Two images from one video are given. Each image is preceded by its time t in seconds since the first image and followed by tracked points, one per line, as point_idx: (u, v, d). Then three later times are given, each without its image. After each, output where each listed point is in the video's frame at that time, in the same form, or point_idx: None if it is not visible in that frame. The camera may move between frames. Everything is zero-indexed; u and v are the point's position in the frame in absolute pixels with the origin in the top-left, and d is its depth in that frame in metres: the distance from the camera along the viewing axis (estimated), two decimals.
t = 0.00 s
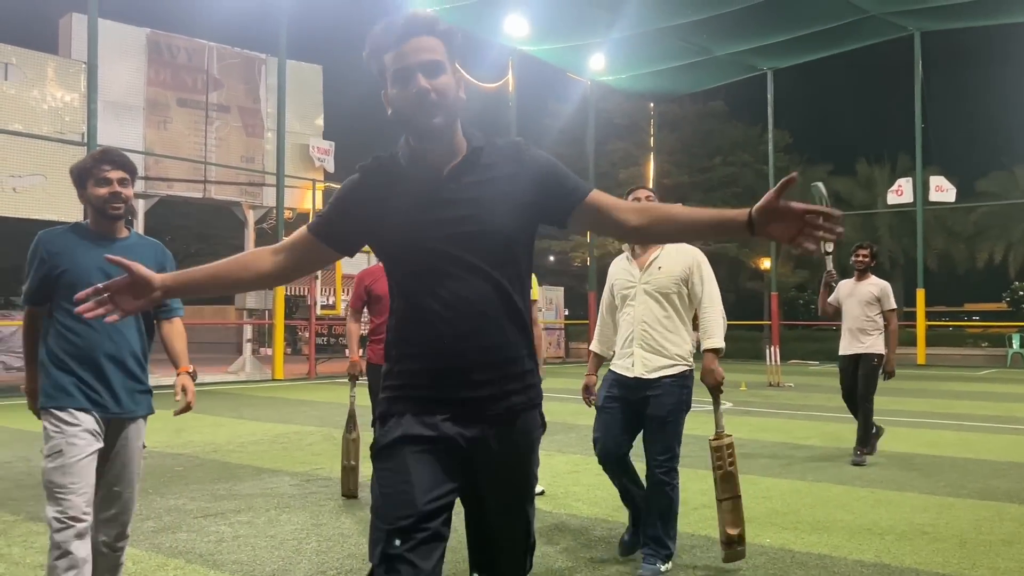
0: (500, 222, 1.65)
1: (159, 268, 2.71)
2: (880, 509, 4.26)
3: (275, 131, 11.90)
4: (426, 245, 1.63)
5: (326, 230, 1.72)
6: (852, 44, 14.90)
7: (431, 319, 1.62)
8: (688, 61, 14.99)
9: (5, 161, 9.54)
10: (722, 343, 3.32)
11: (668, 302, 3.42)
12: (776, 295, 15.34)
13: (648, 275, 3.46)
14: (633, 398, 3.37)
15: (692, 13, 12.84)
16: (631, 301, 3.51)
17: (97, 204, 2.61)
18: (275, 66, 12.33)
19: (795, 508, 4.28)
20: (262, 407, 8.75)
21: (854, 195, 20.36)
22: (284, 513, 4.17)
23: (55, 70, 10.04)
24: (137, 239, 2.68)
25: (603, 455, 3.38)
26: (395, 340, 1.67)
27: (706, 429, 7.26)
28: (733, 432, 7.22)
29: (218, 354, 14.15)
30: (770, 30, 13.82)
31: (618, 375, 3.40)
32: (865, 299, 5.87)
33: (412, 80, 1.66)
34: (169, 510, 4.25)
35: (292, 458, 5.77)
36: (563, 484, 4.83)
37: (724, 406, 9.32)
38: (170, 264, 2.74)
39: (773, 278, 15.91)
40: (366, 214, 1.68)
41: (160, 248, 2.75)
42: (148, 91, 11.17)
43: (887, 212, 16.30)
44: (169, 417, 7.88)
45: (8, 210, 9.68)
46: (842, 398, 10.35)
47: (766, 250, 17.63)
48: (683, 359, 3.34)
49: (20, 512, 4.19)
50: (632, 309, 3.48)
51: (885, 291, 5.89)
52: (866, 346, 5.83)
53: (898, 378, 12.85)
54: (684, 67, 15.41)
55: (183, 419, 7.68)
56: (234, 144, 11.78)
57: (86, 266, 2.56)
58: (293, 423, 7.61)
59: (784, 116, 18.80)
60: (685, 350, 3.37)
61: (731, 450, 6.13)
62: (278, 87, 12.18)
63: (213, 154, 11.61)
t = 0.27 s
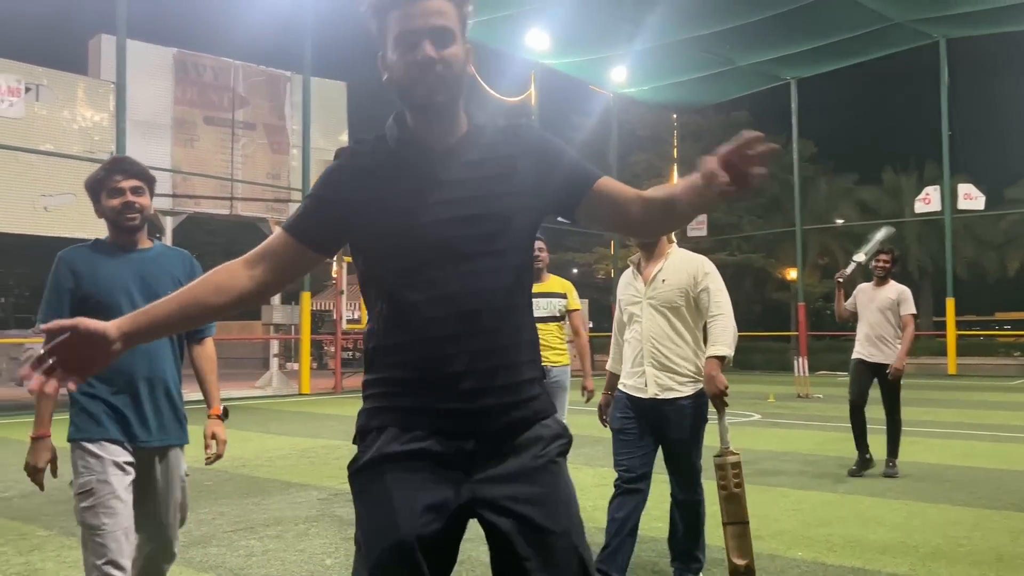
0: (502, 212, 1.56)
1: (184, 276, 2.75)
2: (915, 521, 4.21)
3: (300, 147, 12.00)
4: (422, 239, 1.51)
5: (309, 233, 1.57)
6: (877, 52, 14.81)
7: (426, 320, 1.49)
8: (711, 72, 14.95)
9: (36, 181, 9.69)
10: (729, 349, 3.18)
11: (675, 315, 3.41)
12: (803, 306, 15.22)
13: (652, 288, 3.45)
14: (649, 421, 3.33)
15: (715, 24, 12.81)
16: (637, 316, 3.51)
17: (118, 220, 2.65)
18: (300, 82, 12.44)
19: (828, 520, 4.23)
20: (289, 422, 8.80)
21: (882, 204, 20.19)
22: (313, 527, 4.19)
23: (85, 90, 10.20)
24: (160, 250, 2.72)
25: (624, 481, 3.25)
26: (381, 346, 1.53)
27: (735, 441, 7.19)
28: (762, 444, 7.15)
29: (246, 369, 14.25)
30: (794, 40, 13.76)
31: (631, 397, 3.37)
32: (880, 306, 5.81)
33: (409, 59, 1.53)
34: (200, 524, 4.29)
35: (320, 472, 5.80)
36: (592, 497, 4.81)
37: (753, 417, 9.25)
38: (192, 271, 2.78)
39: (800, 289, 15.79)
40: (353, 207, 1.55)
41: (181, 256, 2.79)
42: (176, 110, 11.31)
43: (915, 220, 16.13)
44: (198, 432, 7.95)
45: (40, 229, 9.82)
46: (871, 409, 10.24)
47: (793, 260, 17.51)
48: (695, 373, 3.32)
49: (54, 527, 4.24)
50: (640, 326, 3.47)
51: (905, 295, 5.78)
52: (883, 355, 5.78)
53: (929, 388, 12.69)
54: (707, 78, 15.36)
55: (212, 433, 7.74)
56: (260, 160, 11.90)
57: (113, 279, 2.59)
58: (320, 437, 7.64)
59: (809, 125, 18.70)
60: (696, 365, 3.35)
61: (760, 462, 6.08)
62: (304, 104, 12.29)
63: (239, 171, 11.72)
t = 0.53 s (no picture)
0: (536, 238, 1.31)
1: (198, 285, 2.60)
2: (940, 539, 4.14)
3: (317, 169, 12.08)
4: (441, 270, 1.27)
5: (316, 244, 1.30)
6: (891, 66, 14.81)
7: (438, 360, 1.26)
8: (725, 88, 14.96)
9: (56, 207, 9.80)
10: (731, 375, 3.30)
11: (669, 331, 3.41)
12: (822, 322, 15.12)
13: (644, 304, 3.44)
14: (639, 441, 3.29)
15: (729, 41, 12.82)
16: (627, 333, 3.47)
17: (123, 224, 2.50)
18: (316, 105, 12.54)
19: (851, 539, 4.18)
20: (308, 443, 8.81)
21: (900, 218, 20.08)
22: (331, 551, 4.17)
23: (104, 116, 10.31)
24: (171, 256, 2.57)
25: (621, 517, 3.14)
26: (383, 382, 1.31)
27: (755, 460, 7.13)
28: (783, 462, 7.08)
29: (265, 391, 14.31)
30: (808, 55, 13.76)
31: (619, 417, 3.33)
32: (881, 327, 5.76)
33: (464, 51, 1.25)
34: (219, 547, 4.29)
35: (339, 494, 5.79)
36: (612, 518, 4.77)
37: (773, 435, 9.17)
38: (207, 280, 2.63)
39: (818, 305, 15.69)
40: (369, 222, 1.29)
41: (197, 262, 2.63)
42: (194, 133, 11.45)
43: (933, 234, 16.02)
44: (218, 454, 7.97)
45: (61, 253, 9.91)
46: (893, 425, 10.13)
47: (810, 276, 17.42)
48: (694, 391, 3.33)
49: (75, 551, 4.25)
50: (630, 341, 3.44)
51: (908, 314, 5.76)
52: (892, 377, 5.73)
53: (951, 404, 12.55)
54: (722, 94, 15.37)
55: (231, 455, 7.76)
56: (277, 183, 12.00)
57: (121, 287, 2.45)
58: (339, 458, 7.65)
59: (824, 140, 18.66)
60: (689, 387, 3.34)
61: (782, 481, 6.01)
62: (320, 127, 12.38)
63: (257, 194, 11.87)
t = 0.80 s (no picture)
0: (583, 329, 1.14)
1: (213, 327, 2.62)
2: (967, 568, 4.08)
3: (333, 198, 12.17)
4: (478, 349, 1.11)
5: (339, 297, 1.15)
6: (907, 87, 14.80)
7: (457, 457, 1.11)
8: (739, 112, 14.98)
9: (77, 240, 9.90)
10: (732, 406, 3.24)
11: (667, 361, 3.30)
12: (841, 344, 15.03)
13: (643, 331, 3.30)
14: (636, 479, 3.18)
15: (744, 65, 12.84)
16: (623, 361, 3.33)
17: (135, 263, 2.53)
18: (332, 135, 12.65)
19: (876, 569, 4.12)
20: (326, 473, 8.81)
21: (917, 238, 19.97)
22: None
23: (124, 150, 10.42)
24: (186, 295, 2.59)
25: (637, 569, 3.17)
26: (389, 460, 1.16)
27: (777, 486, 7.06)
28: (805, 488, 7.01)
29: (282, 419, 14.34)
30: (821, 78, 13.77)
31: (617, 454, 3.22)
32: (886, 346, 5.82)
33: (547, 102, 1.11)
34: None
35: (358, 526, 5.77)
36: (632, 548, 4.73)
37: (794, 460, 9.08)
38: (224, 320, 2.65)
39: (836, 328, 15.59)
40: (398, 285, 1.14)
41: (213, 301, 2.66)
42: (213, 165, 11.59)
43: (952, 255, 15.92)
44: (236, 485, 7.97)
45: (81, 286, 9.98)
46: (914, 448, 10.02)
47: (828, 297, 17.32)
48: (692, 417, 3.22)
49: None
50: (626, 372, 3.30)
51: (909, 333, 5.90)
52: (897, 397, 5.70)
53: (974, 427, 12.41)
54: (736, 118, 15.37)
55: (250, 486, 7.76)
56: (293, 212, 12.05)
57: (126, 330, 2.46)
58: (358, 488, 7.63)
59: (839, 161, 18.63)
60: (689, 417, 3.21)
61: (804, 508, 5.95)
62: (336, 156, 12.48)
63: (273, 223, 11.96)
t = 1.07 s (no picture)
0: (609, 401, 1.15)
1: (228, 384, 2.63)
2: None
3: (348, 244, 12.28)
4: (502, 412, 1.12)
5: (354, 361, 1.17)
6: (919, 125, 14.78)
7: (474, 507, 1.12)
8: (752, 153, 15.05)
9: (93, 292, 10.01)
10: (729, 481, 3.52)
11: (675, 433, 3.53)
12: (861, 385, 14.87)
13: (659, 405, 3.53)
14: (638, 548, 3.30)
15: (757, 107, 12.87)
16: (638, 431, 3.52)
17: (150, 311, 2.62)
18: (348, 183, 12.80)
19: None
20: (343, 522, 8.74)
21: (937, 276, 19.81)
22: None
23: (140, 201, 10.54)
24: (195, 355, 2.62)
25: None
26: (395, 521, 1.18)
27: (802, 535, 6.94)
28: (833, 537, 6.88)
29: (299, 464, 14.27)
30: (833, 118, 13.80)
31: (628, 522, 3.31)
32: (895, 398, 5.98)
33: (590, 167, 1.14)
34: None
35: None
36: None
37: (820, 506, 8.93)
38: (239, 377, 2.66)
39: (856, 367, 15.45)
40: (419, 332, 1.17)
41: (228, 358, 2.67)
42: (229, 216, 11.84)
43: (971, 292, 15.77)
44: (253, 536, 7.92)
45: (98, 336, 10.03)
46: (944, 493, 9.81)
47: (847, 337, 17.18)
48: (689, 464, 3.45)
49: None
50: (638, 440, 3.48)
51: (917, 384, 6.06)
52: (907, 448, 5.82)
53: (1001, 468, 12.18)
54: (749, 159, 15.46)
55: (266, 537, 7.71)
56: (308, 260, 12.23)
57: (128, 391, 2.49)
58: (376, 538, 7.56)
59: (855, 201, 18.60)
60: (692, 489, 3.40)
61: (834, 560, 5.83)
62: (352, 204, 12.60)
63: (289, 271, 12.13)
